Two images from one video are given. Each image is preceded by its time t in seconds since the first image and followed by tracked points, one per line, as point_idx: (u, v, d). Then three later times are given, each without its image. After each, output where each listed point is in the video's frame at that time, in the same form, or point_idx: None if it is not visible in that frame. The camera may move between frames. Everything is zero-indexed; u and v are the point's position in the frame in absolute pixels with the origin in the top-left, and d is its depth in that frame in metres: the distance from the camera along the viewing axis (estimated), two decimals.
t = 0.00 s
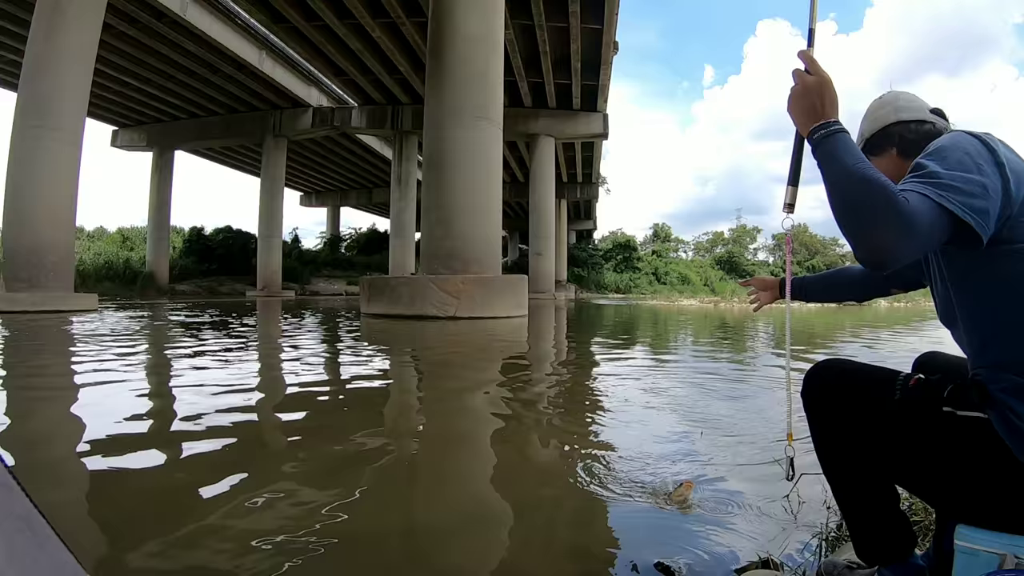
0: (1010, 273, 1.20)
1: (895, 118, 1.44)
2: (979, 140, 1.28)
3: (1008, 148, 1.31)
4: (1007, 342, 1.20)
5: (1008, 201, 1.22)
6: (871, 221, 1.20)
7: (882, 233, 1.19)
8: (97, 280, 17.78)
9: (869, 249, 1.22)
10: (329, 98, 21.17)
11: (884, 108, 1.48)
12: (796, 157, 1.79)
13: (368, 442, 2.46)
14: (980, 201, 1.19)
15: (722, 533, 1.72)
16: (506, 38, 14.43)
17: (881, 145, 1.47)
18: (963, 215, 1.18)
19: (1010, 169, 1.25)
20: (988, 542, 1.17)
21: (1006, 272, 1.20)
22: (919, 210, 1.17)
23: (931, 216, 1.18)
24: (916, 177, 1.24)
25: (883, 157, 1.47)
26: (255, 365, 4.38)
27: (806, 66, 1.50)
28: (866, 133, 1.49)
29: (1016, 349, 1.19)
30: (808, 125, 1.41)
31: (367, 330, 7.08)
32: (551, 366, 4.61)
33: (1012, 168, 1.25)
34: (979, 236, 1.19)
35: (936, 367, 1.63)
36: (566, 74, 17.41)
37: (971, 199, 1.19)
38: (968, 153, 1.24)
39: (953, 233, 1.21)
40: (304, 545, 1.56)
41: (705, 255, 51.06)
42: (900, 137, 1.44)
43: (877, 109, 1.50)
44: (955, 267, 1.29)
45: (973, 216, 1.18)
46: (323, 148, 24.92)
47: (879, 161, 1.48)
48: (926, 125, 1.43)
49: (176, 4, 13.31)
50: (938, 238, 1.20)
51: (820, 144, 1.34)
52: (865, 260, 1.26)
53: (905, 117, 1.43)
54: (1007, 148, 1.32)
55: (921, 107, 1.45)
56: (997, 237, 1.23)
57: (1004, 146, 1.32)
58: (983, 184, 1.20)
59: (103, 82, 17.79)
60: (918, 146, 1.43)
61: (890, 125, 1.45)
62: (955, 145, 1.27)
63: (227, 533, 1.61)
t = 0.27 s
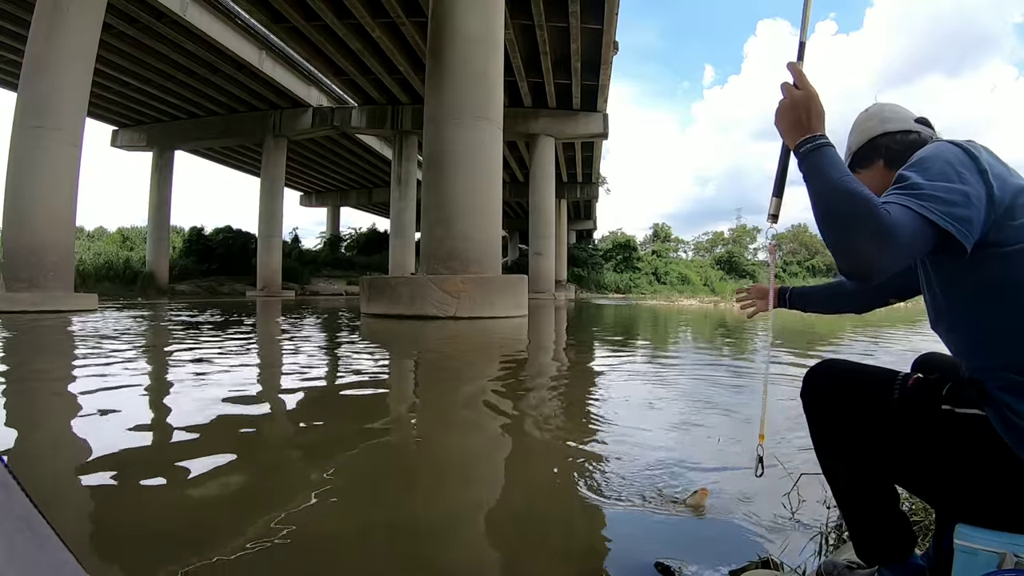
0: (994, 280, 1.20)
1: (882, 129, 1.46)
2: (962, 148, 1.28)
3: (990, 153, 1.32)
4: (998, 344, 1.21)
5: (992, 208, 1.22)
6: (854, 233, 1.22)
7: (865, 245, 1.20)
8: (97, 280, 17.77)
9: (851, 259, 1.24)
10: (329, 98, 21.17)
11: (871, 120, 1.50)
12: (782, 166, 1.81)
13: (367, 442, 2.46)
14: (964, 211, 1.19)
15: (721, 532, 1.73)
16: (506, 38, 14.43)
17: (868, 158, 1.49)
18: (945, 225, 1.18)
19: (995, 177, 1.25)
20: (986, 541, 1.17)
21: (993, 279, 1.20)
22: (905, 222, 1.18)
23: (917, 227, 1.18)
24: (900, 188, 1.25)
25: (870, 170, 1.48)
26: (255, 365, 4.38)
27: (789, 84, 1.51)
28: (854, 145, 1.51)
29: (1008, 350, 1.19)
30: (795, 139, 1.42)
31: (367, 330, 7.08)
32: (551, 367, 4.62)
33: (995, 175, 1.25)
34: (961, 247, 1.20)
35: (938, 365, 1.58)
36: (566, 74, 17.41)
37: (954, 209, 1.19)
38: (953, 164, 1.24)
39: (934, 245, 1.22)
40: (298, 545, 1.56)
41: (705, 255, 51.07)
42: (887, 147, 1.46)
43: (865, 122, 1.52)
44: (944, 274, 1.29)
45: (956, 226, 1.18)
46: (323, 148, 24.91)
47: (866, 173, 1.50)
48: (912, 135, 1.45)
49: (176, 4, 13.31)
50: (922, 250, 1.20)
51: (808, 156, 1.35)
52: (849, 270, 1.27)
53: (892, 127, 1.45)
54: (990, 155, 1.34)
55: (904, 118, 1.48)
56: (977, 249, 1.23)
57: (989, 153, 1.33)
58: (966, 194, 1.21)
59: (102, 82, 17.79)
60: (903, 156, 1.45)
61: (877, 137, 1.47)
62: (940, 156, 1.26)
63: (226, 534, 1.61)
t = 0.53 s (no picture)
0: (984, 286, 1.21)
1: (876, 134, 1.47)
2: (947, 152, 1.29)
3: (979, 156, 1.33)
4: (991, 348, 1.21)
5: (977, 210, 1.23)
6: (838, 235, 1.24)
7: (849, 247, 1.22)
8: (97, 280, 17.77)
9: (836, 261, 1.26)
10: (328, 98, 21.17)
11: (863, 125, 1.50)
12: (771, 183, 1.80)
13: (365, 442, 2.46)
14: (949, 211, 1.20)
15: (720, 533, 1.73)
16: (506, 38, 14.43)
17: (863, 164, 1.49)
18: (930, 225, 1.19)
19: (981, 179, 1.25)
20: (987, 543, 1.17)
21: (983, 285, 1.21)
22: (889, 221, 1.19)
23: (902, 226, 1.19)
24: (885, 191, 1.27)
25: (868, 177, 1.48)
26: (254, 365, 4.39)
27: (771, 100, 1.52)
28: (849, 151, 1.52)
29: (1001, 354, 1.20)
30: (779, 152, 1.44)
31: (366, 330, 7.08)
32: (551, 366, 4.62)
33: (982, 177, 1.26)
34: (948, 251, 1.21)
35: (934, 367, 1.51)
36: (566, 74, 17.41)
37: (940, 211, 1.20)
38: (939, 167, 1.26)
39: (922, 245, 1.22)
40: (299, 545, 1.56)
41: (705, 255, 51.06)
42: (880, 153, 1.47)
43: (857, 127, 1.52)
44: (933, 278, 1.29)
45: (941, 226, 1.19)
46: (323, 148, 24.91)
47: (865, 179, 1.50)
48: (905, 138, 1.46)
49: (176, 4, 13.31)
50: (910, 249, 1.21)
51: (792, 165, 1.38)
52: (837, 272, 1.29)
53: (885, 132, 1.46)
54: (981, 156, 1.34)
55: (897, 121, 1.48)
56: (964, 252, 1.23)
57: (980, 155, 1.34)
58: (950, 196, 1.22)
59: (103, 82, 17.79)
60: (898, 159, 1.45)
61: (872, 142, 1.48)
62: (924, 160, 1.28)
63: (227, 534, 1.61)
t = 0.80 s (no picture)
0: (972, 293, 1.25)
1: (872, 144, 1.54)
2: (926, 164, 1.36)
3: (965, 164, 1.39)
4: (988, 351, 1.22)
5: (960, 218, 1.28)
6: (809, 261, 1.39)
7: (819, 270, 1.37)
8: (97, 280, 17.76)
9: (810, 285, 1.41)
10: (328, 98, 21.17)
11: (860, 137, 1.57)
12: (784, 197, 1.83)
13: (366, 441, 2.47)
14: (924, 225, 1.28)
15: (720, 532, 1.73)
16: (506, 38, 14.44)
17: (863, 173, 1.56)
18: (901, 239, 1.29)
19: (963, 188, 1.31)
20: (988, 543, 1.17)
21: (971, 293, 1.25)
22: (852, 240, 1.32)
23: (868, 241, 1.31)
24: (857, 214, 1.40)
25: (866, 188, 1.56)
26: (254, 364, 4.39)
27: (752, 161, 1.74)
28: (848, 162, 1.59)
29: (996, 357, 1.21)
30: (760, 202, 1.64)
31: (367, 330, 7.08)
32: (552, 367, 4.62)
33: (965, 185, 1.32)
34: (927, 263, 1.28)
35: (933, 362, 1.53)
36: (566, 74, 17.41)
37: (911, 223, 1.29)
38: (917, 182, 1.33)
39: (899, 259, 1.31)
40: (301, 544, 1.56)
41: (705, 255, 51.06)
42: (876, 164, 1.54)
43: (853, 137, 1.59)
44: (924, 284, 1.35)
45: (914, 237, 1.28)
46: (323, 148, 24.92)
47: (864, 189, 1.57)
48: (900, 148, 1.53)
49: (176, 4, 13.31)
50: (883, 262, 1.31)
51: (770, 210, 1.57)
52: (816, 295, 1.42)
53: (879, 143, 1.53)
54: (971, 163, 1.40)
55: (891, 132, 1.55)
56: (947, 260, 1.29)
57: (968, 162, 1.39)
58: (925, 209, 1.30)
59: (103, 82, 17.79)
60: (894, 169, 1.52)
61: (869, 152, 1.55)
62: (902, 178, 1.36)
63: (229, 533, 1.61)
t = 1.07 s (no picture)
0: (966, 296, 1.26)
1: (874, 144, 1.54)
2: (917, 172, 1.37)
3: (960, 166, 1.39)
4: (986, 349, 1.22)
5: (952, 225, 1.28)
6: (803, 287, 1.47)
7: (813, 295, 1.44)
8: (97, 280, 17.77)
9: (808, 309, 1.48)
10: (328, 98, 21.18)
11: (862, 136, 1.57)
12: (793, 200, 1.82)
13: (365, 441, 2.47)
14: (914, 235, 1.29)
15: (720, 531, 1.73)
16: (506, 38, 14.44)
17: (866, 173, 1.57)
18: (889, 251, 1.31)
19: (954, 193, 1.32)
20: (986, 542, 1.17)
21: (963, 296, 1.26)
22: (838, 261, 1.38)
23: (856, 258, 1.35)
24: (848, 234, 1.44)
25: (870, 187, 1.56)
26: (255, 365, 4.39)
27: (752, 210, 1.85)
28: (851, 163, 1.59)
29: (995, 356, 1.21)
30: (760, 242, 1.73)
31: (367, 330, 7.08)
32: (552, 367, 4.62)
33: (957, 190, 1.32)
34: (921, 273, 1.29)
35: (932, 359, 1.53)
36: (566, 74, 17.41)
37: (897, 235, 1.31)
38: (911, 193, 1.34)
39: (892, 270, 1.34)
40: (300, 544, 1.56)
41: (705, 255, 51.06)
42: (880, 163, 1.54)
43: (855, 137, 1.59)
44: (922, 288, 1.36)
45: (903, 248, 1.30)
46: (323, 148, 24.92)
47: (868, 188, 1.58)
48: (903, 147, 1.53)
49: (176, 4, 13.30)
50: (874, 277, 1.35)
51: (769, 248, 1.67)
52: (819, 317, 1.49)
53: (881, 142, 1.53)
54: (969, 165, 1.40)
55: (894, 132, 1.55)
56: (941, 267, 1.29)
57: (964, 164, 1.39)
58: (915, 218, 1.31)
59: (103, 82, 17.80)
60: (898, 168, 1.52)
61: (869, 152, 1.55)
62: (892, 189, 1.38)
63: (229, 533, 1.61)
